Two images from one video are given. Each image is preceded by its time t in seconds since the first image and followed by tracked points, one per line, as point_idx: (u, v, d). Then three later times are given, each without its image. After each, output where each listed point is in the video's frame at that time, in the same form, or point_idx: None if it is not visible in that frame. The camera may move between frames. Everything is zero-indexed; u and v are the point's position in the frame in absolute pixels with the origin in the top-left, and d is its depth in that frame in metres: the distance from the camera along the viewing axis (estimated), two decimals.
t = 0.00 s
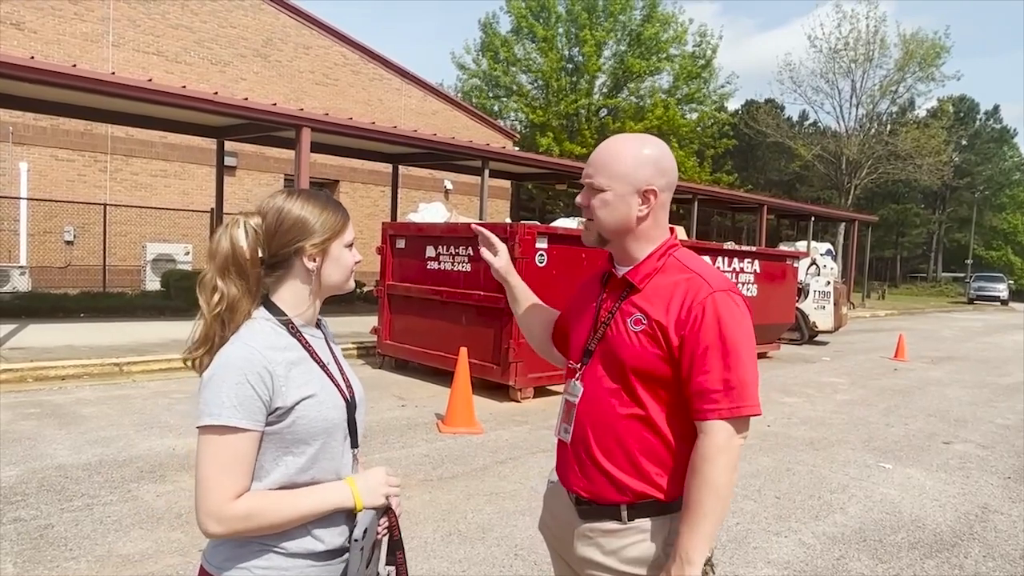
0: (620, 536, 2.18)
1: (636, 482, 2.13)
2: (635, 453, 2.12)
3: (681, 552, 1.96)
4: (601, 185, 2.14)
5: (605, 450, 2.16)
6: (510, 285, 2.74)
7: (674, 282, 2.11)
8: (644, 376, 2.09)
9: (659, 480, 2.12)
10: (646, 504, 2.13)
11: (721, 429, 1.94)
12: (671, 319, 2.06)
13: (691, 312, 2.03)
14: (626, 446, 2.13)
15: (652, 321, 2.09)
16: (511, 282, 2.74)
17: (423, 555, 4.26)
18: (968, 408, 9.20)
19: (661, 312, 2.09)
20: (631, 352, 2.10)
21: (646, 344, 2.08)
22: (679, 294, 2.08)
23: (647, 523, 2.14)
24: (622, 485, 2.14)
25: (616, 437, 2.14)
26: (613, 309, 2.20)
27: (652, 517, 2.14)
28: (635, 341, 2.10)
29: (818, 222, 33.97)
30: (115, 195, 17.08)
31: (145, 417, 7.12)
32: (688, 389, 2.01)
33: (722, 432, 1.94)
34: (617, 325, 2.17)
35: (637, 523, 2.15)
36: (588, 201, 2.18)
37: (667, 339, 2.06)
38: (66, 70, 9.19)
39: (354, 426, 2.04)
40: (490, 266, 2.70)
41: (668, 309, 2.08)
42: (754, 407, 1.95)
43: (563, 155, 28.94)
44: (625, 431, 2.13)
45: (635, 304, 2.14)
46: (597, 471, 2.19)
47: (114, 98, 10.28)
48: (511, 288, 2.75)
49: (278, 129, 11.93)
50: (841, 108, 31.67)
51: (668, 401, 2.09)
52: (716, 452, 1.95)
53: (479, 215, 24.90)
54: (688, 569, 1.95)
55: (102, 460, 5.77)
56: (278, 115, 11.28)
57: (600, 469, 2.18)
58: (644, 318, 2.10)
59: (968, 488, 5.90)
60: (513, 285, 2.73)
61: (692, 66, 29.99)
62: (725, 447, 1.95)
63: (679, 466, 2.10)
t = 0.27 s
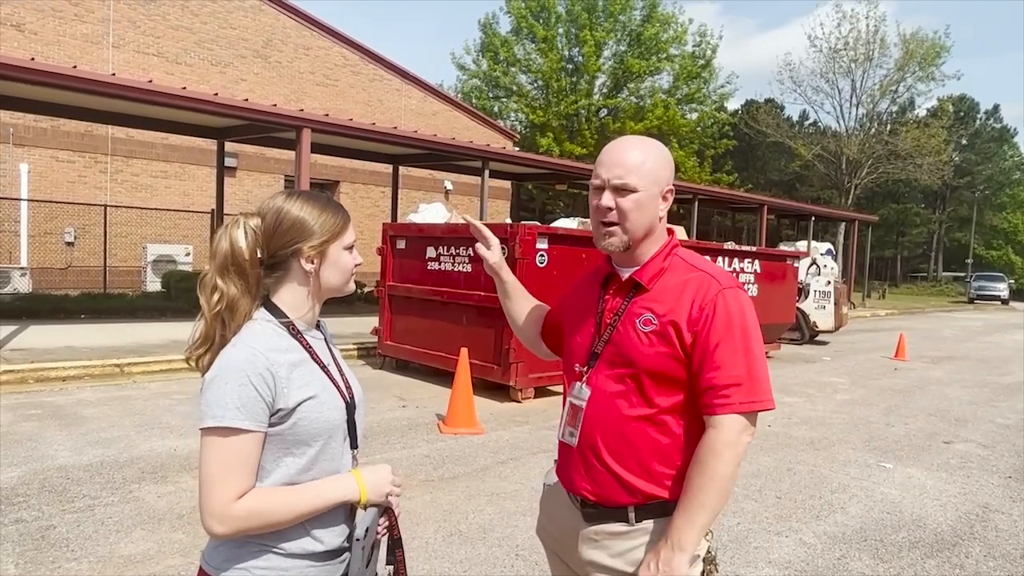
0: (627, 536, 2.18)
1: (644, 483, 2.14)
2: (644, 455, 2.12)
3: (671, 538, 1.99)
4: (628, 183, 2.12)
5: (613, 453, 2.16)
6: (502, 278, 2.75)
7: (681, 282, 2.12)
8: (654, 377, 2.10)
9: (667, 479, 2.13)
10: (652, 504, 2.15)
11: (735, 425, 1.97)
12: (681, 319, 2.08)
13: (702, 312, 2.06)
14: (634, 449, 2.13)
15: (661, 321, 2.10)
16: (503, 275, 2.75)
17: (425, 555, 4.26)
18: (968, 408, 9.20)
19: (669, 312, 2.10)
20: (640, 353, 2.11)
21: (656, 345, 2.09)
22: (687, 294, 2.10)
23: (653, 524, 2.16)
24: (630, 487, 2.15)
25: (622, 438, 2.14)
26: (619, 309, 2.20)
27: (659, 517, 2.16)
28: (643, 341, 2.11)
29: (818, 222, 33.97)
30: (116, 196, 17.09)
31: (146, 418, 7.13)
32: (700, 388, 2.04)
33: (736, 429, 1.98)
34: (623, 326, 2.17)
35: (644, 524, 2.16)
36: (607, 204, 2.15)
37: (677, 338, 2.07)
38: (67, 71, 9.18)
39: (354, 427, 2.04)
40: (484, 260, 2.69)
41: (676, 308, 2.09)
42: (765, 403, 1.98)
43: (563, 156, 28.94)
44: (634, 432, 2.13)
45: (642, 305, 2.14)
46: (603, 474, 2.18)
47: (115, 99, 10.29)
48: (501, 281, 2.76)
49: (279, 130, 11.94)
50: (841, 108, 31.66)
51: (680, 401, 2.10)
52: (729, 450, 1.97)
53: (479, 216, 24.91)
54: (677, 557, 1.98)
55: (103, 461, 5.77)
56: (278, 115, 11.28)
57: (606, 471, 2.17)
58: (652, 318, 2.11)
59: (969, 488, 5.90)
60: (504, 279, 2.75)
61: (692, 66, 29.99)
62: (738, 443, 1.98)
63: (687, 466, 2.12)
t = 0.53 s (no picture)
0: (632, 537, 2.19)
1: (651, 483, 2.14)
2: (652, 456, 2.12)
3: (702, 541, 1.99)
4: (629, 182, 2.13)
5: (621, 454, 2.15)
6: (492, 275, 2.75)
7: (684, 280, 2.13)
8: (661, 376, 2.10)
9: (674, 479, 2.14)
10: (658, 503, 2.15)
11: (746, 421, 1.99)
12: (687, 317, 2.08)
13: (708, 310, 2.06)
14: (642, 449, 2.13)
15: (666, 320, 2.10)
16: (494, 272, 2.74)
17: (425, 555, 4.27)
18: (969, 406, 9.20)
19: (673, 311, 2.11)
20: (645, 353, 2.11)
21: (662, 344, 2.09)
22: (692, 293, 2.11)
23: (658, 524, 2.17)
24: (637, 487, 2.15)
25: (629, 439, 2.14)
26: (622, 309, 2.19)
27: (665, 517, 2.17)
28: (649, 340, 2.11)
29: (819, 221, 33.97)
30: (116, 197, 17.10)
31: (147, 419, 7.13)
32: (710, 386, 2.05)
33: (749, 425, 1.99)
34: (627, 327, 2.17)
35: (649, 524, 2.17)
36: (611, 204, 2.15)
37: (683, 337, 2.08)
38: (67, 72, 9.18)
39: (351, 429, 2.04)
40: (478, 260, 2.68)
41: (681, 307, 2.10)
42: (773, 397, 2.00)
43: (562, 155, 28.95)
44: (642, 432, 2.13)
45: (646, 304, 2.14)
46: (609, 475, 2.18)
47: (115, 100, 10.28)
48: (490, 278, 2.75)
49: (279, 130, 11.95)
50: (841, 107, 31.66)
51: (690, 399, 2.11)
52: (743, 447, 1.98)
53: (479, 216, 24.92)
54: (711, 561, 1.98)
55: (104, 462, 5.77)
56: (278, 116, 11.28)
57: (613, 472, 2.17)
58: (658, 317, 2.11)
59: (969, 487, 5.90)
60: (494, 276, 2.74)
61: (692, 66, 29.99)
62: (750, 440, 1.99)
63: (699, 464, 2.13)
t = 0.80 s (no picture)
0: (633, 536, 2.20)
1: (654, 482, 2.14)
2: (656, 455, 2.13)
3: (721, 542, 1.98)
4: (633, 182, 2.13)
5: (626, 454, 2.15)
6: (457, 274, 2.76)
7: (687, 280, 2.14)
8: (665, 375, 2.10)
9: (677, 478, 2.14)
10: (660, 503, 2.16)
11: (752, 420, 1.99)
12: (691, 315, 2.09)
13: (712, 309, 2.07)
14: (647, 449, 2.13)
15: (670, 319, 2.11)
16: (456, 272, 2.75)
17: (426, 554, 4.27)
18: (969, 405, 9.20)
19: (676, 310, 2.11)
20: (648, 352, 2.11)
21: (666, 344, 2.10)
22: (695, 292, 2.11)
23: (659, 522, 2.17)
24: (641, 486, 2.15)
25: (632, 438, 2.14)
26: (624, 308, 2.20)
27: (666, 515, 2.17)
28: (652, 338, 2.11)
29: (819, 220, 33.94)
30: (116, 197, 17.11)
31: (147, 419, 7.14)
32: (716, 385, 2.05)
33: (756, 423, 1.99)
34: (630, 325, 2.17)
35: (651, 523, 2.17)
36: (616, 205, 2.15)
37: (687, 336, 2.08)
38: (67, 73, 9.18)
39: (346, 431, 2.03)
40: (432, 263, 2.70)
41: (684, 306, 2.10)
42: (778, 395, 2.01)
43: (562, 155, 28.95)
44: (646, 431, 2.13)
45: (648, 303, 2.15)
46: (612, 475, 2.18)
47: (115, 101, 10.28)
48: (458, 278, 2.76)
49: (278, 131, 11.95)
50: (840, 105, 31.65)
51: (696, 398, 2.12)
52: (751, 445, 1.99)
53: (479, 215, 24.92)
54: (732, 562, 1.98)
55: (105, 462, 5.78)
56: (278, 116, 11.29)
57: (617, 473, 2.17)
58: (661, 316, 2.12)
59: (970, 485, 5.90)
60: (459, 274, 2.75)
61: (691, 65, 29.98)
62: (758, 438, 2.00)
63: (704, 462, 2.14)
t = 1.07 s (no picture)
0: (634, 535, 2.19)
1: (654, 481, 2.14)
2: (657, 454, 2.13)
3: (709, 536, 1.97)
4: (634, 176, 2.13)
5: (626, 452, 2.15)
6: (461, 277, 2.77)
7: (685, 277, 2.13)
8: (664, 372, 2.10)
9: (677, 476, 2.14)
10: (659, 502, 2.15)
11: (750, 416, 1.99)
12: (689, 312, 2.09)
13: (710, 306, 2.07)
14: (647, 447, 2.13)
15: (669, 317, 2.10)
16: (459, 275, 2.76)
17: (426, 553, 4.27)
18: (969, 403, 9.20)
19: (675, 307, 2.11)
20: (646, 349, 2.11)
21: (664, 341, 2.10)
22: (694, 289, 2.11)
23: (660, 521, 2.16)
24: (642, 484, 2.15)
25: (632, 436, 2.14)
26: (623, 306, 2.19)
27: (666, 514, 2.17)
28: (651, 336, 2.11)
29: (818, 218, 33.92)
30: (116, 198, 17.10)
31: (147, 419, 7.13)
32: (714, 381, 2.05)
33: (755, 418, 1.99)
34: (628, 324, 2.17)
35: (653, 522, 2.17)
36: (616, 199, 2.14)
37: (685, 332, 2.08)
38: (67, 73, 9.16)
39: (341, 432, 2.02)
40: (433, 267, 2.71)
41: (683, 303, 2.10)
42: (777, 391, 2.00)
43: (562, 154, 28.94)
44: (646, 429, 2.13)
45: (647, 301, 2.15)
46: (613, 474, 2.18)
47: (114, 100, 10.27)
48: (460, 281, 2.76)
49: (278, 130, 11.94)
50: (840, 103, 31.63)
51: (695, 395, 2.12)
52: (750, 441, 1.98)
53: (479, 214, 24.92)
54: (717, 554, 1.97)
55: (105, 462, 5.77)
56: (278, 115, 11.27)
57: (618, 471, 2.17)
58: (661, 314, 2.11)
59: (970, 483, 5.90)
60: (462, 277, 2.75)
61: (691, 63, 29.95)
62: (755, 434, 1.99)
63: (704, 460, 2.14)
